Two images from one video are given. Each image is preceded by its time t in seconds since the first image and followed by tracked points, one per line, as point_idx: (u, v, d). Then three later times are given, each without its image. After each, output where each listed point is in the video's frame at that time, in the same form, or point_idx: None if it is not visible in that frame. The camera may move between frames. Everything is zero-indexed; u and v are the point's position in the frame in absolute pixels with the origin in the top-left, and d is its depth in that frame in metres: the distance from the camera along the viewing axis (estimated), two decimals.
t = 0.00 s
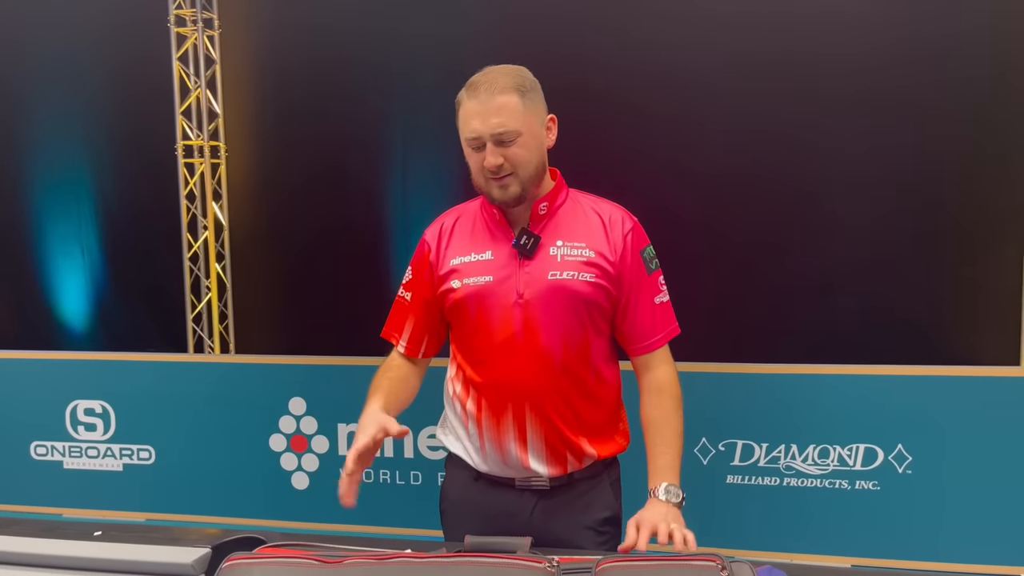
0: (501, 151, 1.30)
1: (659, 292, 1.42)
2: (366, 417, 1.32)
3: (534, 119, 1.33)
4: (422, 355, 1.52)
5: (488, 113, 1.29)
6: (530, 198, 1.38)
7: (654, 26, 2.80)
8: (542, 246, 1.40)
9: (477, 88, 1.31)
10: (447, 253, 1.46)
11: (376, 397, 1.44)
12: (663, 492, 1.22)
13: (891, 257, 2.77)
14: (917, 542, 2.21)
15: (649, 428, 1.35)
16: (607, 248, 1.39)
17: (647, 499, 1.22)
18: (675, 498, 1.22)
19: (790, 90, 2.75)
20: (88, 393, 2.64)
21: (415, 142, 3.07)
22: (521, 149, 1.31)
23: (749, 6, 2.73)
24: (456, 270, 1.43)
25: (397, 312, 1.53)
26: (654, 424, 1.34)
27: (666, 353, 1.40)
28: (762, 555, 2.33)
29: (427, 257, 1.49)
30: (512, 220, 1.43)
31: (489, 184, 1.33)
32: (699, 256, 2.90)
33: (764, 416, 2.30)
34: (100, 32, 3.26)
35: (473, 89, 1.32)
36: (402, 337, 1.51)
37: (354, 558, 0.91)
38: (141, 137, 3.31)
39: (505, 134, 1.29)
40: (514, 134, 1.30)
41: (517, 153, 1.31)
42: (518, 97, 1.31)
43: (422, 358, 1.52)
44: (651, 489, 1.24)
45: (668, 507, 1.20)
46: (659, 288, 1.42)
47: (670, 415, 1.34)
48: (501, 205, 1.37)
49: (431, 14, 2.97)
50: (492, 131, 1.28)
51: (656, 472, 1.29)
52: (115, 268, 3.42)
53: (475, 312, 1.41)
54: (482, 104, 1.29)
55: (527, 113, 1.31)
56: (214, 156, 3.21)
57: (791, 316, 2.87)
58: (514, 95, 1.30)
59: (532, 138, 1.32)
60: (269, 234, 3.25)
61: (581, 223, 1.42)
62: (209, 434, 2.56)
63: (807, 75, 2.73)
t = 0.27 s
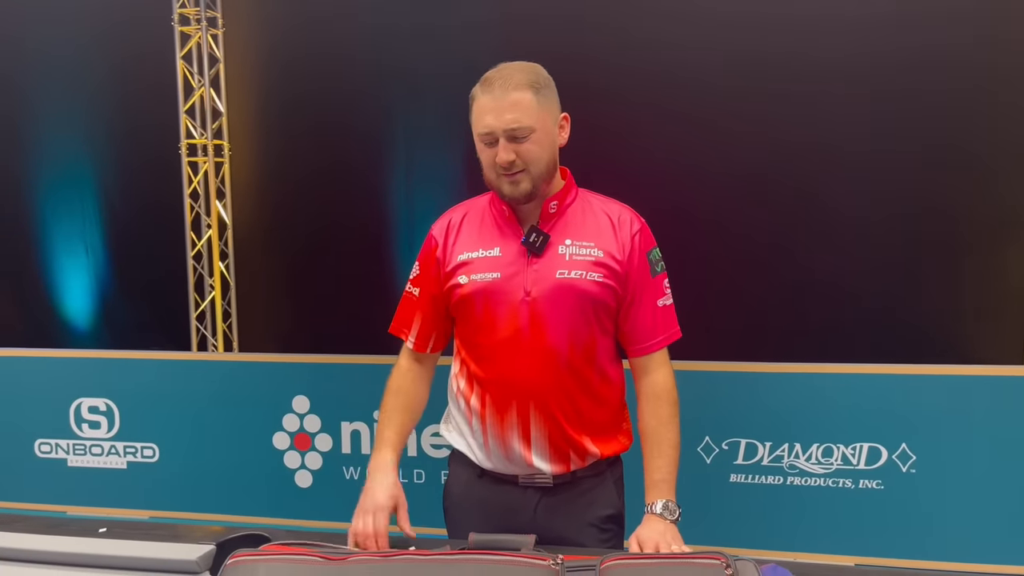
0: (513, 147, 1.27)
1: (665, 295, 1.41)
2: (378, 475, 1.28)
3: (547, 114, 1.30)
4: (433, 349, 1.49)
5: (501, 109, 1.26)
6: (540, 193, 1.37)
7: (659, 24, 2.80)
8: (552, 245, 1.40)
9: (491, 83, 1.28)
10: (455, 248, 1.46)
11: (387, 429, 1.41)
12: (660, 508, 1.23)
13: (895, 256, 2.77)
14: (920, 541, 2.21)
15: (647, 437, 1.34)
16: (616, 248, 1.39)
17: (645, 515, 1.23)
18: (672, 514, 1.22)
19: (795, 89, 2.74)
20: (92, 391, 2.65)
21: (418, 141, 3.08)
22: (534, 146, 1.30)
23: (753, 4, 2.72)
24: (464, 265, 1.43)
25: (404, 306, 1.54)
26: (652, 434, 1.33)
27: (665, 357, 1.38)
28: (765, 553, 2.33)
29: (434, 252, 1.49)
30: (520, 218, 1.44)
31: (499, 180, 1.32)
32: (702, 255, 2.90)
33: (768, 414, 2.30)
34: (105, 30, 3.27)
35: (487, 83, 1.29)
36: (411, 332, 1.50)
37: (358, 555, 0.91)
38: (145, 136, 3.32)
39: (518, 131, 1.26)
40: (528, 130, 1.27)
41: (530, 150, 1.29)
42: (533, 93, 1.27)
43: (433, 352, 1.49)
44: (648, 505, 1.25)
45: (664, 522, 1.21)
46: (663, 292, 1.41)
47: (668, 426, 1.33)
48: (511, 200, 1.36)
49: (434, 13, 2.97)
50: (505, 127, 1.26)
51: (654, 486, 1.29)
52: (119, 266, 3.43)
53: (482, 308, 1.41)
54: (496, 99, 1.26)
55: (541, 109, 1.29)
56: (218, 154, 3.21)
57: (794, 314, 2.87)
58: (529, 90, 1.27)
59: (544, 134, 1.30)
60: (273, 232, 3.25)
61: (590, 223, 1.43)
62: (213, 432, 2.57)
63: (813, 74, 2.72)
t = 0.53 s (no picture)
0: (512, 140, 1.28)
1: (669, 292, 1.41)
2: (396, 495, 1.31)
3: (546, 110, 1.31)
4: (438, 348, 1.50)
5: (501, 102, 1.28)
6: (539, 190, 1.37)
7: (660, 24, 2.79)
8: (549, 241, 1.40)
9: (490, 78, 1.30)
10: (455, 246, 1.46)
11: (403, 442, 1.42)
12: (666, 505, 1.25)
13: (897, 255, 2.76)
14: (922, 541, 2.21)
15: (654, 435, 1.35)
16: (618, 246, 1.39)
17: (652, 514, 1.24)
18: (678, 512, 1.24)
19: (796, 88, 2.74)
20: (94, 390, 2.65)
21: (420, 140, 3.07)
22: (532, 140, 1.30)
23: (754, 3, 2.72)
24: (464, 263, 1.43)
25: (405, 303, 1.53)
26: (659, 432, 1.34)
27: (675, 357, 1.38)
28: (766, 553, 2.33)
29: (435, 249, 1.49)
30: (520, 215, 1.44)
31: (499, 174, 1.32)
32: (703, 255, 2.90)
33: (769, 414, 2.29)
34: (107, 29, 3.27)
35: (487, 79, 1.31)
36: (414, 330, 1.50)
37: (359, 555, 0.91)
38: (147, 134, 3.32)
39: (516, 124, 1.28)
40: (526, 123, 1.28)
41: (528, 144, 1.30)
42: (531, 88, 1.29)
43: (437, 350, 1.50)
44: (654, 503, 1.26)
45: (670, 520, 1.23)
46: (668, 288, 1.41)
47: (676, 423, 1.34)
48: (510, 197, 1.36)
49: (436, 11, 2.97)
50: (504, 120, 1.27)
51: (660, 484, 1.31)
52: (121, 265, 3.43)
53: (481, 306, 1.41)
54: (495, 92, 1.28)
55: (540, 103, 1.30)
56: (220, 153, 3.21)
57: (796, 314, 2.87)
58: (528, 86, 1.29)
59: (543, 129, 1.31)
60: (275, 231, 3.25)
61: (591, 220, 1.42)
62: (215, 431, 2.57)
63: (814, 73, 2.72)
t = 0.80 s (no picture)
0: (521, 133, 1.28)
1: (668, 289, 1.42)
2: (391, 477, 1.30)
3: (555, 106, 1.32)
4: (435, 348, 1.51)
5: (512, 94, 1.28)
6: (541, 186, 1.37)
7: (661, 22, 2.79)
8: (550, 240, 1.40)
9: (502, 69, 1.30)
10: (454, 245, 1.46)
11: (402, 433, 1.42)
12: (666, 495, 1.25)
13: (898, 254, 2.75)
14: (923, 540, 2.21)
15: (653, 427, 1.36)
16: (617, 243, 1.39)
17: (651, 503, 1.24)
18: (677, 502, 1.24)
19: (797, 86, 2.73)
20: (96, 388, 2.66)
21: (420, 139, 3.07)
22: (540, 135, 1.30)
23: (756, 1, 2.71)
24: (464, 262, 1.43)
25: (405, 304, 1.54)
26: (659, 424, 1.35)
27: (676, 355, 1.40)
28: (767, 552, 2.32)
29: (434, 249, 1.49)
30: (520, 214, 1.43)
31: (504, 166, 1.31)
32: (704, 253, 2.89)
33: (770, 413, 2.29)
34: (108, 27, 3.27)
35: (498, 70, 1.31)
36: (414, 331, 1.51)
37: (358, 554, 0.91)
38: (148, 133, 3.32)
39: (526, 117, 1.28)
40: (536, 117, 1.28)
41: (537, 137, 1.30)
42: (543, 82, 1.30)
43: (435, 351, 1.51)
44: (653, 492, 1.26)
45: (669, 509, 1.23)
46: (668, 285, 1.42)
47: (674, 414, 1.35)
48: (513, 190, 1.35)
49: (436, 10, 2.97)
50: (515, 111, 1.27)
51: (659, 473, 1.30)
52: (122, 263, 3.43)
53: (481, 306, 1.41)
54: (506, 84, 1.28)
55: (550, 99, 1.31)
56: (221, 151, 3.20)
57: (797, 313, 2.86)
58: (540, 80, 1.30)
59: (552, 124, 1.31)
60: (276, 230, 3.25)
61: (591, 218, 1.42)
62: (216, 429, 2.57)
63: (814, 71, 2.71)
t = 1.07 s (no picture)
0: (531, 125, 1.29)
1: (669, 288, 1.43)
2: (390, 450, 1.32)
3: (564, 102, 1.34)
4: (439, 349, 1.52)
5: (523, 88, 1.29)
6: (547, 183, 1.37)
7: (661, 21, 2.78)
8: (555, 240, 1.40)
9: (512, 64, 1.31)
10: (455, 245, 1.46)
11: (400, 417, 1.44)
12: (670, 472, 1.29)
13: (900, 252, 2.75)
14: (924, 540, 2.21)
15: (654, 414, 1.38)
16: (619, 243, 1.39)
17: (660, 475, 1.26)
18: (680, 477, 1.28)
19: (797, 86, 2.73)
20: (96, 387, 2.66)
21: (421, 138, 3.07)
22: (550, 129, 1.31)
23: None
24: (465, 262, 1.43)
25: (407, 305, 1.54)
26: (661, 411, 1.37)
27: (677, 350, 1.42)
28: (768, 552, 2.32)
29: (435, 249, 1.49)
30: (521, 215, 1.44)
31: (513, 160, 1.31)
32: (704, 253, 2.89)
33: (770, 413, 2.29)
34: (108, 27, 3.27)
35: (507, 66, 1.32)
36: (415, 332, 1.51)
37: (358, 554, 0.91)
38: (148, 132, 3.32)
39: (537, 110, 1.29)
40: (546, 110, 1.30)
41: (547, 131, 1.31)
42: (553, 78, 1.32)
43: (437, 352, 1.52)
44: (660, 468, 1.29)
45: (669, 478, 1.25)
46: (670, 284, 1.43)
47: (676, 404, 1.37)
48: (520, 186, 1.35)
49: (437, 9, 2.96)
50: (526, 104, 1.28)
51: (659, 451, 1.34)
52: (122, 262, 3.43)
53: (482, 306, 1.40)
54: (517, 78, 1.29)
55: (559, 94, 1.32)
56: (221, 151, 3.20)
57: (797, 312, 2.86)
58: (550, 75, 1.31)
59: (561, 120, 1.33)
60: (276, 229, 3.25)
61: (595, 217, 1.42)
62: (216, 427, 2.57)
63: (815, 70, 2.71)
